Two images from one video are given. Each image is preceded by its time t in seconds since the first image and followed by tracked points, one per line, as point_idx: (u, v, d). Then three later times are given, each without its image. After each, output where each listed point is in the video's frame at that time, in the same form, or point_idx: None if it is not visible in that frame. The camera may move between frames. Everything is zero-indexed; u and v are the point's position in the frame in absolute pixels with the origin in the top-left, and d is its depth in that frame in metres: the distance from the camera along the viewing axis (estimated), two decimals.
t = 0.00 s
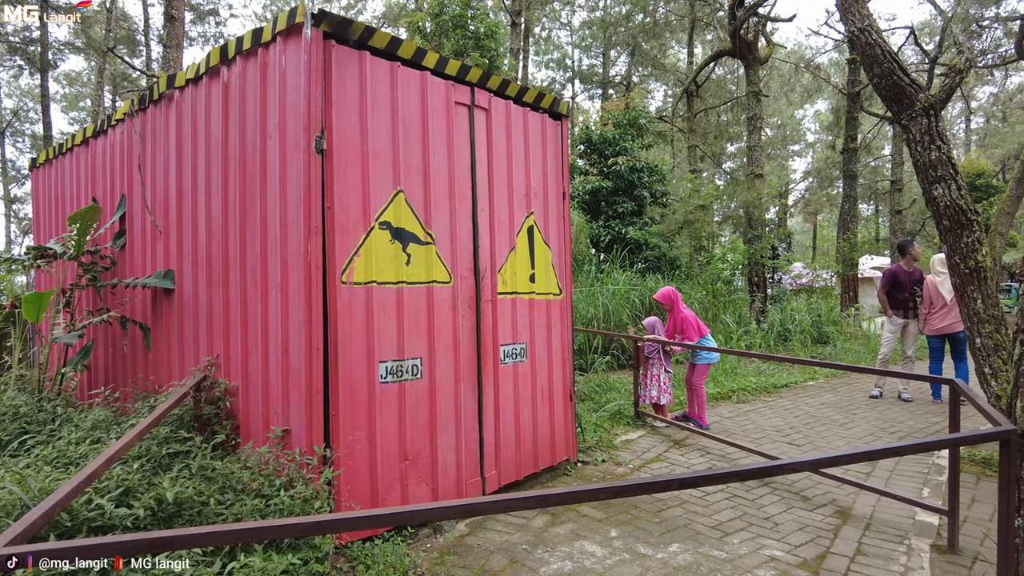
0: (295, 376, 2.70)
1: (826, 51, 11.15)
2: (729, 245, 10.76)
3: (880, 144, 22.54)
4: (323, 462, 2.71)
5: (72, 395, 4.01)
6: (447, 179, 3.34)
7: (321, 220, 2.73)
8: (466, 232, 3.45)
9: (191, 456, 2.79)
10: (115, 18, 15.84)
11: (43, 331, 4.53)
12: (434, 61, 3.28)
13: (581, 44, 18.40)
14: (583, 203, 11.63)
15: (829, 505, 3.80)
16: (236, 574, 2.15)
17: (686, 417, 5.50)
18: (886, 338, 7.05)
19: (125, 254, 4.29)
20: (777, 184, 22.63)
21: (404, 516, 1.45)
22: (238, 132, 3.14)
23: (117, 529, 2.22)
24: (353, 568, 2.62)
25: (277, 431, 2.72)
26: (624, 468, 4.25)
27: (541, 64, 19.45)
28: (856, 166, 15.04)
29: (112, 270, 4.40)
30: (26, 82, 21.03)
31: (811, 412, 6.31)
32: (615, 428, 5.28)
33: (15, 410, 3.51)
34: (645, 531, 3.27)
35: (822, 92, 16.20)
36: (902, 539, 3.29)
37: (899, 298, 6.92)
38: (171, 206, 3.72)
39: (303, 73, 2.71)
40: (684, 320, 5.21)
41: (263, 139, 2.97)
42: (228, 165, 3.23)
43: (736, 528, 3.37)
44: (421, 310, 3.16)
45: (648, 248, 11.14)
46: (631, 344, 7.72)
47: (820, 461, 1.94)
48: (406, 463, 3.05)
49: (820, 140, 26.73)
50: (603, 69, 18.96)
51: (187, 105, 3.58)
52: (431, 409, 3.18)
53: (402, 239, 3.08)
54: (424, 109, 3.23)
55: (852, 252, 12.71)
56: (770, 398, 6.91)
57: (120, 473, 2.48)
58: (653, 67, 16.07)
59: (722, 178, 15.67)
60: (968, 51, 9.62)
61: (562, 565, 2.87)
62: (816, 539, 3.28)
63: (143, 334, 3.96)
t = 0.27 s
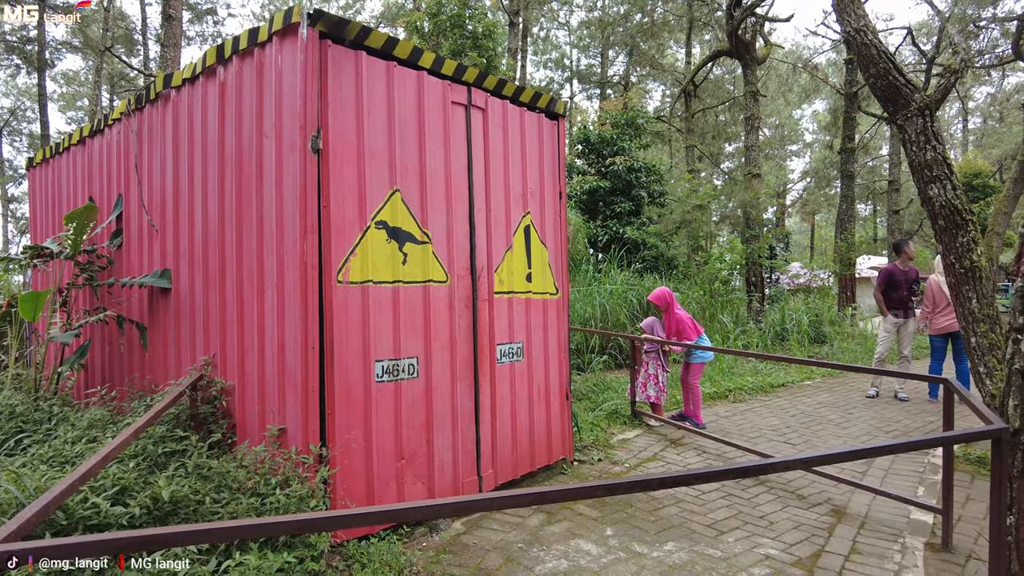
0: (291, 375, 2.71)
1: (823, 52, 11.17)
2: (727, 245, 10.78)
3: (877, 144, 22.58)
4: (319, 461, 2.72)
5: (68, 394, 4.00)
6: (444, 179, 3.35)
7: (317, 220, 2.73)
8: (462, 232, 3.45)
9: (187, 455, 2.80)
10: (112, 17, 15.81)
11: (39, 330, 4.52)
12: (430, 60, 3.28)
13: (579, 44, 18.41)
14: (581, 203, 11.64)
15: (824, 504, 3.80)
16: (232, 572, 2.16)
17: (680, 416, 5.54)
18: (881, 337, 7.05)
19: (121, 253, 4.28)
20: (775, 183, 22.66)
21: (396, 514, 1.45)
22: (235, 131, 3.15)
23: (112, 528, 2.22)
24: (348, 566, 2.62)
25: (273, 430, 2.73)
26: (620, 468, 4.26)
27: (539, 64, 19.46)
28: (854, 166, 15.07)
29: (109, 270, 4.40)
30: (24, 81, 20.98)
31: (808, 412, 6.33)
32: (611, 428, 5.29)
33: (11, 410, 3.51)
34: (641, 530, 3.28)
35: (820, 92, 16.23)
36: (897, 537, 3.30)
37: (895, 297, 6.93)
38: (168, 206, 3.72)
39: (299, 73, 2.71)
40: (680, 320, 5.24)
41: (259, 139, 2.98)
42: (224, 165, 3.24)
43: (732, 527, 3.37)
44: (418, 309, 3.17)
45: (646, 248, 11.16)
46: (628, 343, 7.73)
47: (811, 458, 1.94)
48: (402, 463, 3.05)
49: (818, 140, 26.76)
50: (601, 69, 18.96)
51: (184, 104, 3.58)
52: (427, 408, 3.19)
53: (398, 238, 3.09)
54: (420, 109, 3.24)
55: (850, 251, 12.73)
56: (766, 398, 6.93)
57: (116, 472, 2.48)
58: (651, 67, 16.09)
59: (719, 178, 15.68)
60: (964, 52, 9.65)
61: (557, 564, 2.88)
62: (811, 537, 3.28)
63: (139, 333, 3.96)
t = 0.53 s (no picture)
0: (286, 370, 2.72)
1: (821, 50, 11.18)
2: (725, 243, 10.80)
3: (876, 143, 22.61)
4: (314, 456, 2.72)
5: (65, 391, 4.00)
6: (440, 175, 3.35)
7: (312, 215, 2.74)
8: (459, 228, 3.46)
9: (183, 450, 2.80)
10: (110, 16, 15.80)
11: (36, 327, 4.52)
12: (426, 57, 3.28)
13: (577, 42, 18.41)
14: (579, 201, 11.66)
15: (819, 499, 3.80)
16: (226, 565, 2.16)
17: (677, 413, 5.52)
18: (879, 334, 7.08)
19: (118, 250, 4.29)
20: (773, 182, 22.68)
21: (385, 505, 1.45)
22: (230, 128, 3.15)
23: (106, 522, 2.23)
24: (343, 560, 2.63)
25: (269, 425, 2.73)
26: (616, 464, 4.27)
27: (538, 62, 19.46)
28: (852, 164, 15.08)
29: (105, 266, 4.40)
30: (22, 80, 20.96)
31: (804, 409, 6.34)
32: (608, 424, 5.30)
33: (7, 406, 3.51)
34: (636, 526, 3.29)
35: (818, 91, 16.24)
36: (891, 532, 3.30)
37: (894, 294, 6.94)
38: (164, 203, 3.72)
39: (294, 69, 2.72)
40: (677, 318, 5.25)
41: (254, 135, 2.98)
42: (220, 161, 3.24)
43: (727, 522, 3.38)
44: (414, 305, 3.17)
45: (643, 246, 11.18)
46: (625, 341, 7.75)
47: (802, 452, 1.95)
48: (398, 458, 3.06)
49: (816, 139, 26.78)
50: (600, 68, 18.96)
51: (179, 101, 3.58)
52: (424, 404, 3.19)
53: (394, 234, 3.09)
54: (416, 105, 3.24)
55: (848, 250, 12.75)
56: (763, 395, 6.95)
57: (111, 467, 2.49)
58: (649, 66, 16.09)
59: (718, 177, 15.71)
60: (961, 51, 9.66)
61: (551, 559, 2.89)
62: (805, 532, 3.29)
63: (135, 330, 3.96)
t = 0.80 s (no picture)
0: (286, 367, 2.73)
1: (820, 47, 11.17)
2: (724, 240, 10.82)
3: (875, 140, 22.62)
4: (314, 452, 2.74)
5: (65, 388, 4.02)
6: (440, 173, 3.37)
7: (311, 213, 2.75)
8: (459, 226, 3.47)
9: (183, 447, 2.82)
10: (109, 12, 15.79)
11: (36, 325, 4.53)
12: (425, 55, 3.29)
13: (577, 39, 18.39)
14: (578, 198, 11.68)
15: (816, 495, 3.82)
16: (227, 560, 2.19)
17: (676, 409, 5.52)
18: (877, 331, 7.12)
19: (118, 248, 4.30)
20: (773, 180, 22.70)
21: (383, 501, 1.46)
22: (229, 126, 3.16)
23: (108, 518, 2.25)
24: (343, 556, 2.65)
25: (269, 422, 2.75)
26: (614, 460, 4.30)
27: (537, 59, 19.44)
28: (851, 161, 15.08)
29: (105, 264, 4.41)
30: (20, 77, 20.95)
31: (802, 406, 6.37)
32: (606, 421, 5.33)
33: (9, 403, 3.53)
34: (633, 522, 3.31)
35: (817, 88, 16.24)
36: (886, 528, 3.32)
37: (893, 292, 6.96)
38: (163, 200, 3.73)
39: (293, 67, 2.73)
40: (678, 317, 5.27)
41: (253, 134, 2.99)
42: (219, 159, 3.25)
43: (723, 518, 3.41)
44: (414, 302, 3.19)
45: (642, 243, 11.20)
46: (624, 338, 7.78)
47: (796, 448, 1.97)
48: (398, 455, 3.08)
49: (816, 136, 26.79)
50: (599, 65, 18.95)
51: (178, 99, 3.59)
52: (424, 402, 3.21)
53: (393, 232, 3.11)
54: (415, 104, 3.25)
55: (846, 247, 12.77)
56: (761, 392, 6.99)
57: (112, 463, 2.51)
58: (648, 62, 16.09)
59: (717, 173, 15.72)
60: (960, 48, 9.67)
61: (549, 554, 2.91)
62: (801, 528, 3.31)
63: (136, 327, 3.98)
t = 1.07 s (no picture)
0: (292, 368, 2.77)
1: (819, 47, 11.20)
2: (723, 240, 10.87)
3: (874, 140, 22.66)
4: (320, 452, 2.78)
5: (71, 388, 4.05)
6: (444, 175, 3.40)
7: (317, 216, 2.79)
8: (463, 228, 3.51)
9: (190, 446, 2.86)
10: (109, 12, 15.77)
11: (42, 325, 4.56)
12: (429, 58, 3.33)
13: (577, 39, 18.41)
14: (578, 198, 11.72)
15: (815, 495, 3.86)
16: (236, 558, 2.23)
17: (676, 409, 5.55)
18: (876, 332, 7.15)
19: (123, 249, 4.33)
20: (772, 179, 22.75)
21: (393, 500, 1.50)
22: (235, 129, 3.20)
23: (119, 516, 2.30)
24: (349, 554, 2.69)
25: (275, 422, 2.79)
26: (615, 460, 4.34)
27: (537, 59, 19.46)
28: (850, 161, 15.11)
29: (110, 265, 4.44)
30: (20, 76, 20.93)
31: (801, 405, 6.42)
32: (607, 421, 5.37)
33: (14, 403, 3.56)
34: (634, 521, 3.35)
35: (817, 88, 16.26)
36: (885, 527, 3.36)
37: (893, 293, 7.01)
38: (168, 202, 3.76)
39: (299, 72, 2.76)
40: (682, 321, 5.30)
41: (259, 137, 3.03)
42: (225, 162, 3.28)
43: (724, 518, 3.44)
44: (418, 303, 3.23)
45: (642, 243, 11.24)
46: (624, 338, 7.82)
47: (795, 448, 2.01)
48: (403, 455, 3.12)
49: (815, 136, 26.83)
50: (599, 65, 18.96)
51: (184, 102, 3.62)
52: (427, 402, 3.25)
53: (398, 234, 3.14)
54: (419, 107, 3.28)
55: (846, 247, 12.81)
56: (760, 391, 7.03)
57: (121, 463, 2.54)
58: (648, 62, 16.12)
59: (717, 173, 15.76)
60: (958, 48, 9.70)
61: (552, 553, 2.95)
62: (800, 527, 3.34)
63: (141, 328, 4.01)
